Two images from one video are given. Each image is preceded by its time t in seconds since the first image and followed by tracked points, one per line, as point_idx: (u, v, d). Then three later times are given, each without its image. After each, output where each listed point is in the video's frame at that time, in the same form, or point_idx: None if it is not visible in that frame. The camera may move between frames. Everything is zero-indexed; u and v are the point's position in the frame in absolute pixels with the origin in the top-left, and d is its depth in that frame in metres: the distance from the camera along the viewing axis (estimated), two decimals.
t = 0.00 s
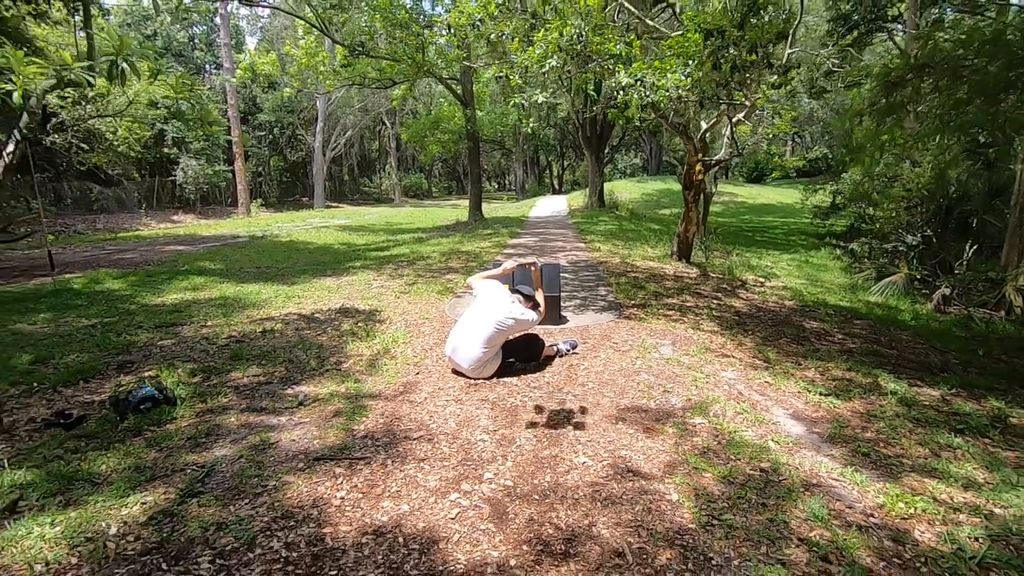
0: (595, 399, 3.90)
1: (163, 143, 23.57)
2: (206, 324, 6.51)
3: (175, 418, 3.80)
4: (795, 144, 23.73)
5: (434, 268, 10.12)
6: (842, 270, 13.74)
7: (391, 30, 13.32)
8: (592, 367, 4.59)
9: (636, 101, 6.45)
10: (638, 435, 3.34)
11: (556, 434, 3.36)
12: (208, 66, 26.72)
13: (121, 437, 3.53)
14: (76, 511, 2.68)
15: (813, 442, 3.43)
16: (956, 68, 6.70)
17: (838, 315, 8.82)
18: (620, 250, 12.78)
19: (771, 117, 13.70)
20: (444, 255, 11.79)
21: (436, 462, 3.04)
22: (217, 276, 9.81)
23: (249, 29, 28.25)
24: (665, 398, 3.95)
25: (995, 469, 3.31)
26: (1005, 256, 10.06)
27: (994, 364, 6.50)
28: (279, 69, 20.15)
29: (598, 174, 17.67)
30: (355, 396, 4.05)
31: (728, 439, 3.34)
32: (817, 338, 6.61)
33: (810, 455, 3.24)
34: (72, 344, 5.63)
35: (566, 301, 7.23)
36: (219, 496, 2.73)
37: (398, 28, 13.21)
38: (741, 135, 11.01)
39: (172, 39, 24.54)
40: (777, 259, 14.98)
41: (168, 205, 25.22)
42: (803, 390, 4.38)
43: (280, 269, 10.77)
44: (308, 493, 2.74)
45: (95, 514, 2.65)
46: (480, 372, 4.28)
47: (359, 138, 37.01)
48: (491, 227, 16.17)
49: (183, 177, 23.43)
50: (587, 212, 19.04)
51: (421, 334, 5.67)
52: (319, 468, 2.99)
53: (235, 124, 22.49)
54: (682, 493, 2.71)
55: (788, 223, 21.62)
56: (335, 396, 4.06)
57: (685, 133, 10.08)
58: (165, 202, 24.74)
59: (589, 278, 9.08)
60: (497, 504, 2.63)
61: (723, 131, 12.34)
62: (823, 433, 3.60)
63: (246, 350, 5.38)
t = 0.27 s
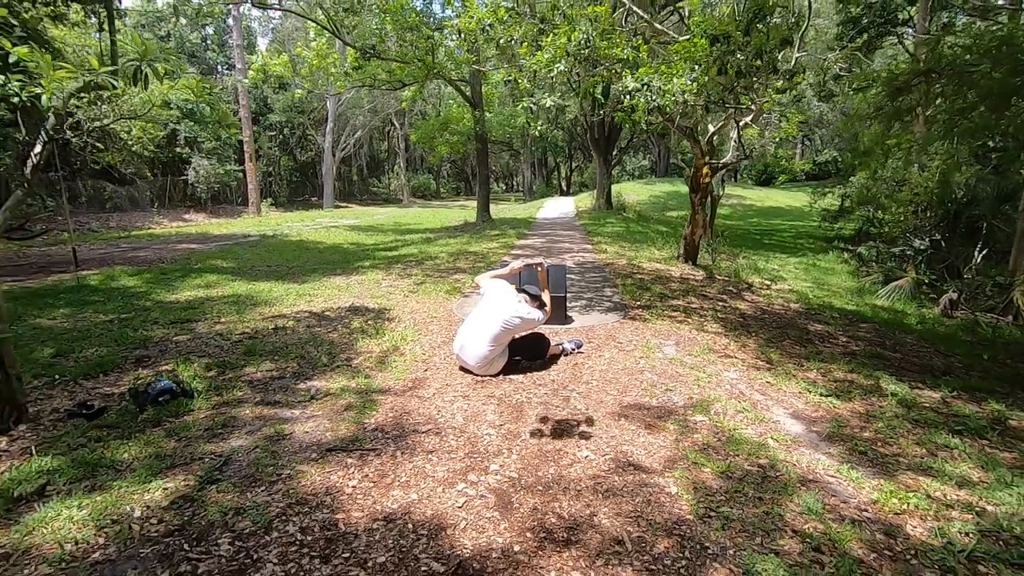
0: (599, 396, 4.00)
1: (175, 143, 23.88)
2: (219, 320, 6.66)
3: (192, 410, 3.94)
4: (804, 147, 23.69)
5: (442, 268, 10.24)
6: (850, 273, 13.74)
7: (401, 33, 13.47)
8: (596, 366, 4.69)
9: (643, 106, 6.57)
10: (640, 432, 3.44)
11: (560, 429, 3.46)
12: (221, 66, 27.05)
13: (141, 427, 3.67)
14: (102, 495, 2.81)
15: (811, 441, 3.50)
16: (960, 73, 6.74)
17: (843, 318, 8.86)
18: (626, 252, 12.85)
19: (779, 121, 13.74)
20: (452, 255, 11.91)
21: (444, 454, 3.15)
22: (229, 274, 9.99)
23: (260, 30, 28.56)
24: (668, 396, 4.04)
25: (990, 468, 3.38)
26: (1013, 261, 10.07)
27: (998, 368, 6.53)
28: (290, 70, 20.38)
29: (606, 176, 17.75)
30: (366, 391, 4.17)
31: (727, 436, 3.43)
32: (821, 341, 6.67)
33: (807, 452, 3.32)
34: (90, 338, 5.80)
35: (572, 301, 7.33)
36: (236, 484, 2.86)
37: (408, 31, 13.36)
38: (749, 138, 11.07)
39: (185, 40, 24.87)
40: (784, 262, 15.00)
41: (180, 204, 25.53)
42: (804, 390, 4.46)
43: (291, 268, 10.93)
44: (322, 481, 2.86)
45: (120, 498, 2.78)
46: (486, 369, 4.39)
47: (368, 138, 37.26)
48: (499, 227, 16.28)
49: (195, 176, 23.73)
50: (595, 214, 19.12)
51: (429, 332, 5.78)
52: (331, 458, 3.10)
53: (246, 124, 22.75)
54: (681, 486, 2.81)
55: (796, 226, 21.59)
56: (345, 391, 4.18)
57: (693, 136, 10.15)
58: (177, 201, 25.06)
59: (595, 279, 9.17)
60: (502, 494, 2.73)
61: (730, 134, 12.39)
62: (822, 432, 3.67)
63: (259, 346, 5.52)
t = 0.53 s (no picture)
0: (603, 393, 4.09)
1: (187, 143, 24.17)
2: (233, 317, 6.81)
3: (209, 402, 4.07)
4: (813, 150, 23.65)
5: (450, 268, 10.37)
6: (857, 277, 13.74)
7: (411, 35, 13.62)
8: (601, 364, 4.78)
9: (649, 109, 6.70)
10: (642, 427, 3.53)
11: (565, 424, 3.56)
12: (233, 67, 27.36)
13: (160, 417, 3.80)
14: (125, 480, 2.94)
15: (810, 438, 3.58)
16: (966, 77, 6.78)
17: (848, 321, 8.90)
18: (633, 253, 12.92)
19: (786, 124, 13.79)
20: (460, 255, 12.03)
21: (452, 446, 3.26)
22: (241, 272, 10.15)
23: (272, 31, 28.86)
24: (670, 394, 4.13)
25: (986, 467, 3.44)
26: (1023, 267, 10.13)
27: (1003, 371, 6.57)
28: (301, 72, 20.60)
29: (613, 178, 17.82)
30: (376, 386, 4.29)
31: (728, 432, 3.52)
32: (825, 342, 6.73)
33: (806, 449, 3.40)
34: (109, 333, 5.95)
35: (579, 301, 7.43)
36: (253, 471, 2.98)
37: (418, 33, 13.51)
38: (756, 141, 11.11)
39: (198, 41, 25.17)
40: (792, 265, 15.01)
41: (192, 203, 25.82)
42: (805, 390, 4.53)
43: (301, 267, 11.09)
44: (335, 470, 2.98)
45: (143, 483, 2.91)
46: (493, 366, 4.50)
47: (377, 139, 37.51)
48: (506, 228, 16.39)
49: (206, 176, 24.01)
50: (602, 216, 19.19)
51: (438, 330, 5.90)
52: (344, 448, 3.22)
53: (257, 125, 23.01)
54: (681, 479, 2.90)
55: (804, 229, 21.55)
56: (357, 385, 4.30)
57: (700, 139, 10.21)
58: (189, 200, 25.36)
59: (602, 280, 9.25)
60: (508, 484, 2.83)
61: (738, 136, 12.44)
62: (821, 430, 3.75)
63: (272, 342, 5.65)
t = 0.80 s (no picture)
0: (607, 389, 4.19)
1: (199, 142, 24.48)
2: (245, 313, 6.96)
3: (225, 394, 4.20)
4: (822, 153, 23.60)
5: (458, 268, 10.49)
6: (864, 280, 13.74)
7: (422, 37, 13.76)
8: (606, 362, 4.88)
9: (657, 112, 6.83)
10: (645, 423, 3.62)
11: (569, 419, 3.65)
12: (245, 67, 27.67)
13: (178, 407, 3.93)
14: (147, 466, 3.07)
15: (809, 436, 3.66)
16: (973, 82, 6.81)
17: (854, 323, 8.94)
18: (640, 255, 13.00)
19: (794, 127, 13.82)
20: (468, 255, 12.15)
21: (459, 437, 3.37)
22: (253, 270, 10.33)
23: (284, 32, 29.15)
24: (673, 391, 4.21)
25: (984, 466, 3.50)
26: None
27: (1007, 375, 6.60)
28: (312, 72, 20.83)
29: (621, 180, 17.90)
30: (385, 380, 4.41)
31: (729, 428, 3.60)
32: (830, 344, 6.78)
33: (805, 447, 3.47)
34: (126, 327, 6.11)
35: (585, 301, 7.52)
36: (269, 459, 3.10)
37: (429, 35, 13.65)
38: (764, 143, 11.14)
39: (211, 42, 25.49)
40: (799, 268, 15.01)
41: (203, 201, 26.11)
42: (807, 389, 4.61)
43: (312, 265, 11.25)
44: (346, 458, 3.09)
45: (163, 469, 3.03)
46: (499, 362, 4.60)
47: (386, 139, 37.75)
48: (514, 229, 16.51)
49: (217, 175, 24.30)
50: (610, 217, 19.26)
51: (446, 327, 6.02)
52: (354, 439, 3.33)
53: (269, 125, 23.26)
54: (681, 472, 2.99)
55: (812, 232, 21.50)
56: (367, 379, 4.42)
57: (707, 141, 10.27)
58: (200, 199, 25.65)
59: (608, 281, 9.34)
60: (514, 474, 2.93)
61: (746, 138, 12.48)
62: (821, 428, 3.82)
63: (284, 337, 5.79)
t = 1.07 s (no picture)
0: (611, 385, 4.28)
1: (212, 141, 24.77)
2: (258, 309, 7.10)
3: (240, 386, 4.34)
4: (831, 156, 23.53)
5: (466, 267, 10.61)
6: (872, 283, 13.72)
7: (432, 37, 13.88)
8: (611, 359, 4.97)
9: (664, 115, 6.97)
10: (648, 418, 3.71)
11: (574, 413, 3.74)
12: (257, 67, 27.97)
13: (196, 398, 4.07)
14: (169, 452, 3.20)
15: (810, 433, 3.73)
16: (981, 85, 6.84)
17: (861, 326, 8.97)
18: (647, 256, 13.06)
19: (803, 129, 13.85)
20: (476, 254, 12.27)
21: (467, 429, 3.47)
22: (265, 267, 10.49)
23: (295, 32, 29.43)
24: (677, 388, 4.30)
25: (981, 464, 3.56)
26: None
27: (1011, 377, 6.63)
28: (323, 73, 21.05)
29: (629, 181, 17.97)
30: (395, 374, 4.53)
31: (731, 424, 3.69)
32: (835, 345, 6.83)
33: (805, 443, 3.54)
34: (143, 321, 6.27)
35: (592, 301, 7.62)
36: (284, 447, 3.22)
37: (439, 36, 13.78)
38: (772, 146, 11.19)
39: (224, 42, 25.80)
40: (807, 270, 15.00)
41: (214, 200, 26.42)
42: (809, 388, 4.68)
43: (322, 263, 11.41)
44: (359, 447, 3.21)
45: (183, 454, 3.16)
46: (506, 359, 4.71)
47: (396, 139, 37.99)
48: (522, 229, 16.62)
49: (229, 174, 24.58)
50: (617, 218, 19.32)
51: (454, 325, 6.13)
52: (366, 429, 3.45)
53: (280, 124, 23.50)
54: (683, 464, 3.08)
55: (821, 235, 21.46)
56: (378, 373, 4.54)
57: (715, 144, 10.33)
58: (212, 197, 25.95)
59: (615, 281, 9.43)
60: (520, 464, 3.03)
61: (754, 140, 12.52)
62: (822, 426, 3.89)
63: (296, 332, 5.93)
